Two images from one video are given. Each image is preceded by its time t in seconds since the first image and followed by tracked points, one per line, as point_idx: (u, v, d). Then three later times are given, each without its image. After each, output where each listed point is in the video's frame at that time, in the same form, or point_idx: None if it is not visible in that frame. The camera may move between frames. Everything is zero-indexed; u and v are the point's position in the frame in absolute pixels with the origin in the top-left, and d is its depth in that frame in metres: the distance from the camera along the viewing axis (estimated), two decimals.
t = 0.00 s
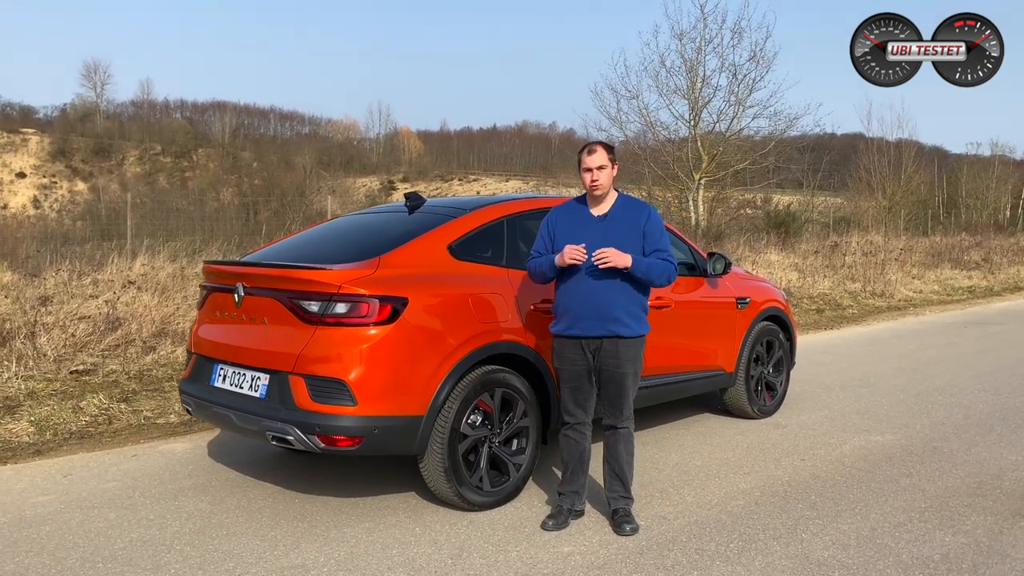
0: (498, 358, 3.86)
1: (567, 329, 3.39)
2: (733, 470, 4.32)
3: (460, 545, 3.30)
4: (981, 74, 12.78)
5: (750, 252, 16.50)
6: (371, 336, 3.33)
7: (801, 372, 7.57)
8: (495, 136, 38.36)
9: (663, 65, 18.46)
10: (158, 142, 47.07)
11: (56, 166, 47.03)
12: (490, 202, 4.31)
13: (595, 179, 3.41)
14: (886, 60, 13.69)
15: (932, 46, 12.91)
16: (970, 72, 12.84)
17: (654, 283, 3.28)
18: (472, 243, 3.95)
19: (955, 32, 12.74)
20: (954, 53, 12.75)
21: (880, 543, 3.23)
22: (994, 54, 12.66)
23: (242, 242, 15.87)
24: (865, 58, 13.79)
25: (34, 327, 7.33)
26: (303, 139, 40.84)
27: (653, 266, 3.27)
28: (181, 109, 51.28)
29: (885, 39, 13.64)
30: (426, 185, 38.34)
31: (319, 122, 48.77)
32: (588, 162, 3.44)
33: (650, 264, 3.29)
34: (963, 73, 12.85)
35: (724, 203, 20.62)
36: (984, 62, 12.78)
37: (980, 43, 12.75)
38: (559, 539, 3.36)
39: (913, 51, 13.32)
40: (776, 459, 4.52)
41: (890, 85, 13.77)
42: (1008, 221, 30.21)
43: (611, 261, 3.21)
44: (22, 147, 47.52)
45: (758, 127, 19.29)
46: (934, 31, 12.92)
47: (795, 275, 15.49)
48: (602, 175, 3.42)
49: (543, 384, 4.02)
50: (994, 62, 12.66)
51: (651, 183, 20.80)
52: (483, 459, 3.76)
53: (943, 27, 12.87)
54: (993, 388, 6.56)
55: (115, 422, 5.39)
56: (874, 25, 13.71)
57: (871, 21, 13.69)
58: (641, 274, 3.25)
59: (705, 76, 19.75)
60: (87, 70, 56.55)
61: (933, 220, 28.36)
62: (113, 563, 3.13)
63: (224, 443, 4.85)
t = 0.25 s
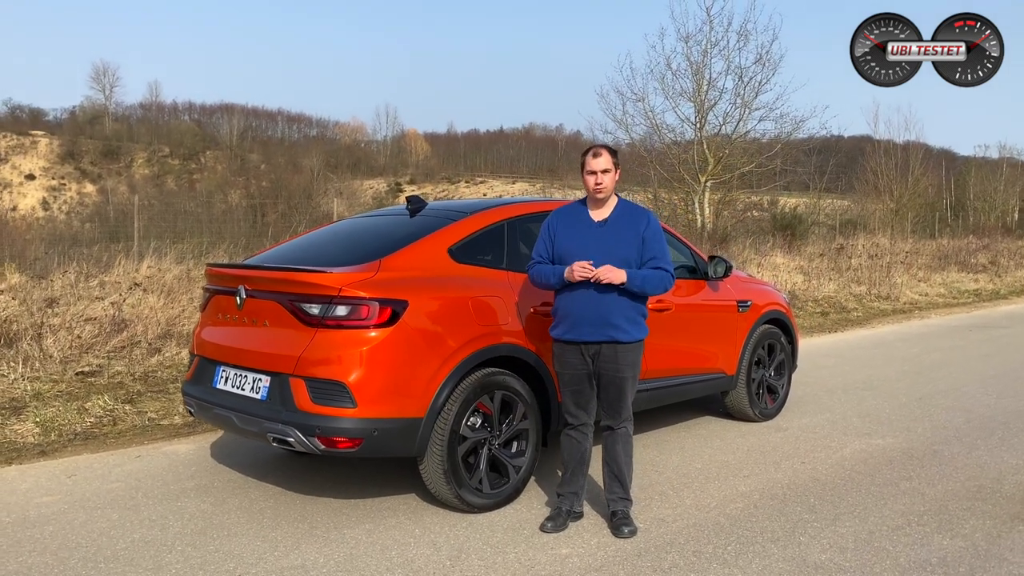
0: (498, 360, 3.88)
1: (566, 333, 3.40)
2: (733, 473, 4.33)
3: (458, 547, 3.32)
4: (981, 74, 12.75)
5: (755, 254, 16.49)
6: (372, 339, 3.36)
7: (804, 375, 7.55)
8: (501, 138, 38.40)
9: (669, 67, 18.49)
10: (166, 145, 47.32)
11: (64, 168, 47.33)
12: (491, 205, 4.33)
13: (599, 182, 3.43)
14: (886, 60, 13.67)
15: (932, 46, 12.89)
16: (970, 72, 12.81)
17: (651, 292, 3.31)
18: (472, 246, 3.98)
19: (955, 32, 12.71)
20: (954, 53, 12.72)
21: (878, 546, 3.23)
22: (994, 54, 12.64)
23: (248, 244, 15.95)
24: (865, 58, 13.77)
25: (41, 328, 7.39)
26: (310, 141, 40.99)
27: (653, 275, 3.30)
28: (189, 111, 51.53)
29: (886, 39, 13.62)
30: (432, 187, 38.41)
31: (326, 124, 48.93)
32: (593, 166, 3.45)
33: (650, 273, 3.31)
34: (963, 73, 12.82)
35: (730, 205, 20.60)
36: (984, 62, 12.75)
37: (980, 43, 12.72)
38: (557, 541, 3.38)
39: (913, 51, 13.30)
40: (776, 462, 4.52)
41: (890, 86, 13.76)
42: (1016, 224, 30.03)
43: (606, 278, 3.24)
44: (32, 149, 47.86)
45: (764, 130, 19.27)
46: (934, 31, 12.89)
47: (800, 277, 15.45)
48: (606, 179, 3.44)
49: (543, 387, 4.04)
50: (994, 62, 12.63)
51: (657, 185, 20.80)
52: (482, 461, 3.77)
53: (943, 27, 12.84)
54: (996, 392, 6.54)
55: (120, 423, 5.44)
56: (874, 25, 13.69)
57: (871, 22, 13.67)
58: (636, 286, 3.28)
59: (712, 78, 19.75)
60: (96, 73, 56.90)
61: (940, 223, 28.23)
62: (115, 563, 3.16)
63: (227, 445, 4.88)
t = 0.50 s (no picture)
0: (498, 362, 3.90)
1: (567, 336, 3.41)
2: (734, 475, 4.33)
3: (458, 548, 3.33)
4: (980, 74, 12.73)
5: (760, 256, 16.47)
6: (372, 341, 3.37)
7: (808, 377, 7.54)
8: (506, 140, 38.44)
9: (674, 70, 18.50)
10: (174, 147, 47.55)
11: (72, 170, 47.59)
12: (492, 208, 4.35)
13: (599, 185, 3.44)
14: (886, 60, 13.65)
15: (932, 46, 12.86)
16: (970, 72, 12.78)
17: (651, 297, 3.32)
18: (473, 249, 3.99)
19: (955, 32, 12.68)
20: (954, 53, 12.70)
21: (877, 548, 3.24)
22: (994, 54, 12.61)
23: (254, 246, 16.02)
24: (866, 58, 13.76)
25: (47, 330, 7.44)
26: (316, 143, 41.12)
27: (653, 279, 3.31)
28: (195, 113, 51.75)
29: (885, 39, 13.60)
30: (438, 189, 38.46)
31: (332, 127, 49.07)
32: (593, 168, 3.46)
33: (651, 277, 3.33)
34: (963, 73, 12.79)
35: (736, 207, 20.58)
36: (984, 62, 12.73)
37: (980, 43, 12.70)
38: (556, 543, 3.39)
39: (913, 52, 13.27)
40: (777, 464, 4.52)
41: (890, 86, 13.75)
42: None
43: (609, 283, 3.27)
44: (40, 152, 48.14)
45: (770, 132, 19.27)
46: (934, 31, 12.86)
47: (805, 280, 15.41)
48: (606, 182, 3.45)
49: (543, 388, 4.05)
50: (994, 62, 12.61)
51: (662, 187, 20.80)
52: (482, 463, 3.79)
53: (943, 27, 12.81)
54: (1000, 395, 6.52)
55: (124, 424, 5.47)
56: (874, 25, 13.67)
57: (871, 22, 13.66)
58: (635, 291, 3.30)
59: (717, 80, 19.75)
60: (103, 76, 57.19)
61: (947, 225, 28.12)
62: (117, 563, 3.19)
63: (229, 446, 4.91)
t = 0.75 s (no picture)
0: (500, 364, 3.90)
1: (567, 336, 3.41)
2: (736, 477, 4.32)
3: (459, 549, 3.33)
4: (981, 74, 12.71)
5: (764, 258, 16.45)
6: (374, 342, 3.38)
7: (811, 379, 7.53)
8: (511, 142, 38.46)
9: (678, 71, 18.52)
10: (179, 149, 47.71)
11: (78, 172, 47.78)
12: (494, 210, 4.36)
13: (600, 185, 3.44)
14: (886, 60, 13.63)
15: (932, 46, 12.83)
16: (970, 72, 12.76)
17: (652, 298, 3.32)
18: (474, 250, 4.00)
19: (955, 32, 12.64)
20: (954, 53, 12.67)
21: (878, 551, 3.23)
22: (994, 54, 12.59)
23: (259, 248, 16.07)
24: (865, 58, 13.74)
25: (52, 331, 7.48)
26: (321, 145, 41.22)
27: (654, 280, 3.31)
28: (201, 115, 51.92)
29: (886, 39, 13.56)
30: (443, 191, 38.51)
31: (337, 128, 49.17)
32: (595, 169, 3.46)
33: (652, 278, 3.32)
34: (963, 74, 12.77)
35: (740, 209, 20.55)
36: (984, 62, 12.71)
37: (980, 43, 12.68)
38: (557, 544, 3.39)
39: (913, 52, 13.25)
40: (779, 466, 4.51)
41: (890, 86, 13.74)
42: None
43: (609, 284, 3.27)
44: (46, 154, 48.34)
45: (775, 134, 19.26)
46: (934, 31, 12.84)
47: (810, 281, 15.38)
48: (607, 183, 3.45)
49: (545, 390, 4.06)
50: (994, 62, 12.59)
51: (666, 189, 20.79)
52: (484, 465, 3.79)
53: (943, 27, 12.78)
54: (1004, 397, 6.50)
55: (127, 425, 5.49)
56: (874, 25, 13.64)
57: (871, 22, 13.63)
58: (636, 292, 3.30)
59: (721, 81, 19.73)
60: (109, 78, 57.41)
61: (953, 226, 28.02)
62: (119, 563, 3.20)
63: (232, 447, 4.92)
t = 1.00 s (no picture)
0: (502, 365, 3.90)
1: (568, 336, 3.41)
2: (738, 478, 4.32)
3: (461, 550, 3.33)
4: (980, 74, 12.69)
5: (767, 259, 16.43)
6: (375, 343, 3.39)
7: (814, 380, 7.52)
8: (514, 143, 38.49)
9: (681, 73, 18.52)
10: (183, 151, 47.84)
11: (82, 173, 47.93)
12: (496, 211, 4.36)
13: (603, 186, 3.45)
14: (886, 60, 13.61)
15: (932, 46, 12.80)
16: (970, 72, 12.74)
17: (653, 296, 3.31)
18: (476, 252, 4.00)
19: (955, 32, 12.62)
20: (954, 53, 12.64)
21: (881, 552, 3.22)
22: (994, 54, 12.57)
23: (262, 250, 16.11)
24: (865, 58, 13.73)
25: (55, 332, 7.50)
26: (325, 147, 41.30)
27: (655, 279, 3.30)
28: (205, 117, 52.04)
29: (885, 39, 13.55)
30: (446, 193, 38.55)
31: (340, 130, 49.25)
32: (596, 170, 3.48)
33: (653, 276, 3.31)
34: (963, 74, 12.75)
35: (744, 210, 20.53)
36: (984, 62, 12.69)
37: (980, 43, 12.66)
38: (559, 546, 3.39)
39: (913, 52, 13.22)
40: (782, 468, 4.50)
41: (890, 86, 13.72)
42: None
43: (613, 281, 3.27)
44: (51, 156, 48.51)
45: (778, 135, 19.24)
46: (933, 31, 12.81)
47: (813, 283, 15.36)
48: (609, 184, 3.46)
49: (547, 391, 4.05)
50: (994, 62, 12.57)
51: (669, 191, 20.79)
52: (486, 466, 3.79)
53: (943, 27, 12.75)
54: (1008, 399, 6.48)
55: (130, 426, 5.50)
56: (874, 25, 13.63)
57: (871, 22, 13.62)
58: (638, 290, 3.28)
59: (724, 83, 19.72)
60: (113, 81, 57.60)
61: (958, 228, 27.94)
62: (121, 564, 3.21)
63: (235, 449, 4.92)
